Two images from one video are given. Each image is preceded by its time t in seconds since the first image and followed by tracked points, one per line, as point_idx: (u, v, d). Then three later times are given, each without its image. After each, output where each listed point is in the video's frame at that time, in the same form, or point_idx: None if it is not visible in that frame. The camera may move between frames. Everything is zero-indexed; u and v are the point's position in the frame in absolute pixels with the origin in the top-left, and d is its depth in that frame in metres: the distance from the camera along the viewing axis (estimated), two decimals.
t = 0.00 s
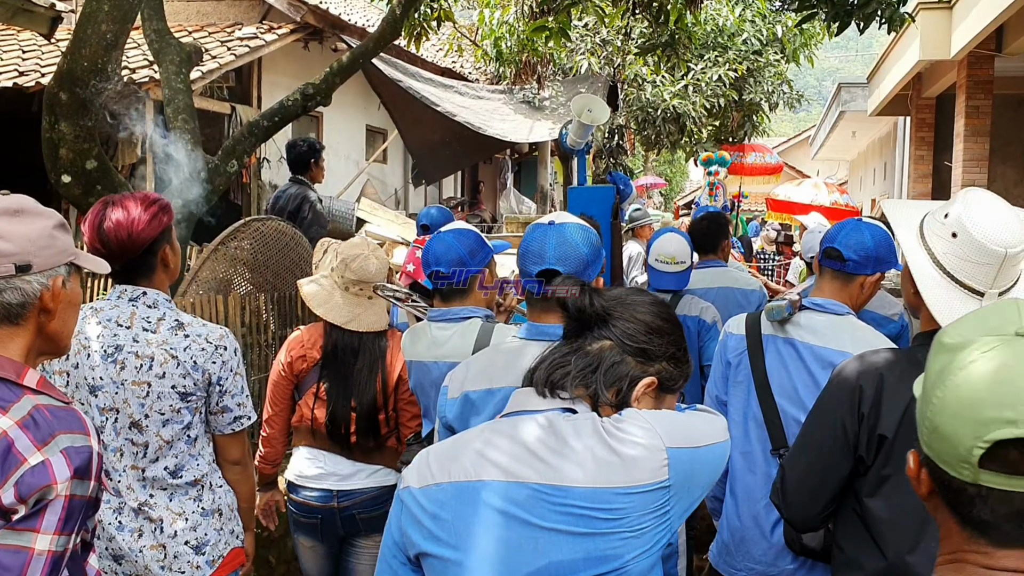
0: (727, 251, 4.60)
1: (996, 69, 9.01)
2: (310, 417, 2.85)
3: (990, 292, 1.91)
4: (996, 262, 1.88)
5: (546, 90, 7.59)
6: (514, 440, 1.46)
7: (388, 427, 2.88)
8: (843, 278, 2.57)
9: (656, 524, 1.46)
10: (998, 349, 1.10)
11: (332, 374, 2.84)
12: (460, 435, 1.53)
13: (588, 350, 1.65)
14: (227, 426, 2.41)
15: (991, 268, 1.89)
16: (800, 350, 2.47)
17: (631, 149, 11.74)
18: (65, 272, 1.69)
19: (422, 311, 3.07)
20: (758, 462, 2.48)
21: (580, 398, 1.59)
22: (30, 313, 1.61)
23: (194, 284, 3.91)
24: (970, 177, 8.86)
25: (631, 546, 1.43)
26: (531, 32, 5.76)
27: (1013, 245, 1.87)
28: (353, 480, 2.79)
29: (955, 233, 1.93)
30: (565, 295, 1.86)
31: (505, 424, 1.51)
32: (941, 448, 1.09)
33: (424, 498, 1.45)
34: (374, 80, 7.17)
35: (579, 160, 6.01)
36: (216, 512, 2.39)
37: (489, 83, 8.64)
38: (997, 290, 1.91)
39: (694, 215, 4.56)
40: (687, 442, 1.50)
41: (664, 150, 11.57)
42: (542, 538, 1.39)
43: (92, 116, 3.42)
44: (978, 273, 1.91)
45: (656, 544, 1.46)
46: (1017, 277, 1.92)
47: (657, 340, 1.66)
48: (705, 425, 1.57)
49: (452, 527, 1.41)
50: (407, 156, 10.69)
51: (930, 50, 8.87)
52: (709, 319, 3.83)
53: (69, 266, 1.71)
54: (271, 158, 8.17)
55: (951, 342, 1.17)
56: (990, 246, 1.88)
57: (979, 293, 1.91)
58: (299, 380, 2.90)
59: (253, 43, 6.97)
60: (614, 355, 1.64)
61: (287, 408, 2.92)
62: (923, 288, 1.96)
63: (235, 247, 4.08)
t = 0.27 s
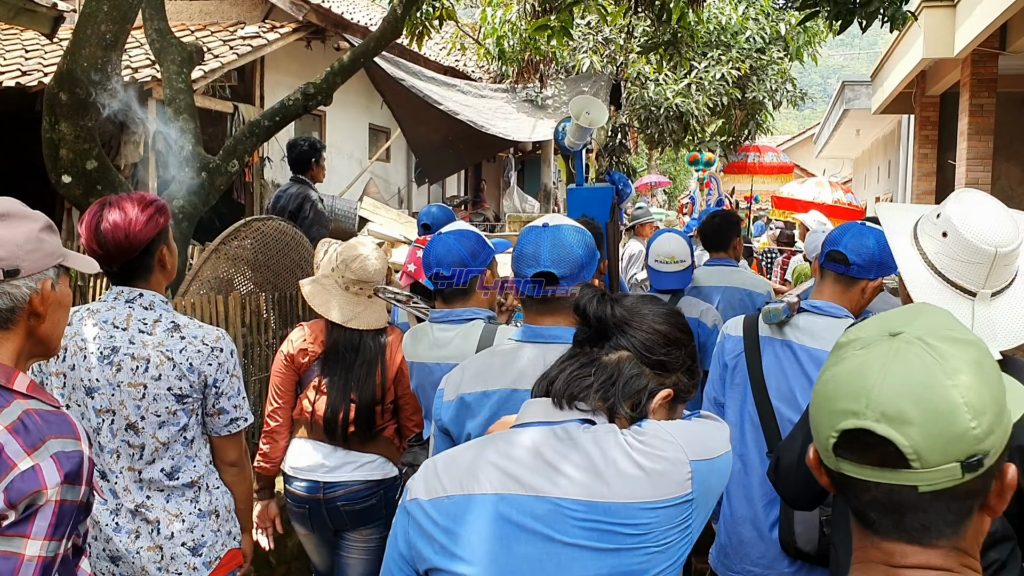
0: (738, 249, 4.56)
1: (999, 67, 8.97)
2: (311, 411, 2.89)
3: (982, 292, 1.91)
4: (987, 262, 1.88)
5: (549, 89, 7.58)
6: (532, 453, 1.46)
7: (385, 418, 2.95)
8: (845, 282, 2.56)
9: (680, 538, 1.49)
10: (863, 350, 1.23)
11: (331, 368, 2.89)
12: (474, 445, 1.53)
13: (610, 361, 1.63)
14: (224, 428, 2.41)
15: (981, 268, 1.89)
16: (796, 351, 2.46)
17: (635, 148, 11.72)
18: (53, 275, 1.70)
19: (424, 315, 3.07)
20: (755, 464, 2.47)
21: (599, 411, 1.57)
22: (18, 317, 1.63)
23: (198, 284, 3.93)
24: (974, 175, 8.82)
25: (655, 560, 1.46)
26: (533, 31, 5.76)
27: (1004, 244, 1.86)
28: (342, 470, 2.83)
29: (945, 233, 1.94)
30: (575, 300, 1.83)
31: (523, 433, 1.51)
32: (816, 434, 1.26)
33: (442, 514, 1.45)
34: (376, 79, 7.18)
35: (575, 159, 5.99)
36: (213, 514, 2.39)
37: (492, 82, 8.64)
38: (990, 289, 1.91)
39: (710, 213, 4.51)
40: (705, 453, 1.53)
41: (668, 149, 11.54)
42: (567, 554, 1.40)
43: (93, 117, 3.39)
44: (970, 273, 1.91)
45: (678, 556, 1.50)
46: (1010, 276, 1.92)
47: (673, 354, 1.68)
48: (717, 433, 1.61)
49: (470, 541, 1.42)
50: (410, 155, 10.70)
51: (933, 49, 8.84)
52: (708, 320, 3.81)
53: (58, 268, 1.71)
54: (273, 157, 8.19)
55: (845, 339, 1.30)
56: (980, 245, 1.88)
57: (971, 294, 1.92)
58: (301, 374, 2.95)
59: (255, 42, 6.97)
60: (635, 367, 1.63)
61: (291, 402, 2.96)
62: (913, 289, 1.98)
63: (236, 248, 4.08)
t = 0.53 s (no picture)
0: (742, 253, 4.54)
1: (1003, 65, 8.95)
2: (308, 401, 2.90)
3: (982, 293, 1.90)
4: (987, 262, 1.87)
5: (551, 87, 7.56)
6: (530, 454, 1.45)
7: (382, 406, 2.96)
8: (840, 283, 2.56)
9: (676, 540, 1.50)
10: (810, 352, 1.34)
11: (330, 359, 2.92)
12: (471, 444, 1.51)
13: (597, 361, 1.62)
14: (222, 428, 2.41)
15: (982, 269, 1.88)
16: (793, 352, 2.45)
17: (638, 147, 11.70)
18: (41, 276, 1.71)
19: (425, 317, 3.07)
20: (751, 467, 2.45)
21: (592, 411, 1.56)
22: (7, 320, 1.64)
23: (201, 282, 3.96)
24: (977, 174, 8.78)
25: (653, 562, 1.46)
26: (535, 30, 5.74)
27: (1005, 244, 1.85)
28: (336, 455, 2.84)
29: (945, 234, 1.94)
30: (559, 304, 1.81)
31: (521, 433, 1.50)
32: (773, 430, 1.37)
33: (440, 516, 1.44)
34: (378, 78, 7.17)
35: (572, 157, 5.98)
36: (211, 514, 2.39)
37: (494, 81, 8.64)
38: (990, 291, 1.90)
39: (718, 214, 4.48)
40: (700, 456, 1.55)
41: (671, 147, 11.53)
42: (566, 557, 1.39)
43: (94, 116, 3.36)
44: (970, 273, 1.90)
45: (673, 558, 1.50)
46: (1010, 277, 1.91)
47: (662, 346, 1.64)
48: (709, 436, 1.61)
49: (468, 543, 1.41)
50: (413, 154, 10.71)
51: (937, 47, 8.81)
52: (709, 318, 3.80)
53: (45, 269, 1.73)
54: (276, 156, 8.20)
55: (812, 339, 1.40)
56: (980, 245, 1.86)
57: (972, 294, 1.91)
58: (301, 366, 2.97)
59: (257, 41, 6.97)
60: (622, 365, 1.61)
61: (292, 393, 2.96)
62: (913, 288, 1.96)
63: (237, 247, 4.08)
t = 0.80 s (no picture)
0: (745, 251, 4.53)
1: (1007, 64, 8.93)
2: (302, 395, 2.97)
3: (987, 293, 1.89)
4: (991, 262, 1.87)
5: (554, 86, 7.55)
6: (491, 448, 1.46)
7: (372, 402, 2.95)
8: (838, 278, 2.58)
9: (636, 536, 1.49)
10: (801, 357, 1.34)
11: (320, 353, 2.97)
12: (436, 439, 1.52)
13: (552, 357, 1.62)
14: (223, 428, 2.41)
15: (986, 269, 1.88)
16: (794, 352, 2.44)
17: (641, 146, 11.70)
18: (32, 277, 1.76)
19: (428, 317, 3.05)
20: (751, 466, 2.45)
21: (553, 408, 1.57)
22: None
23: (201, 282, 3.96)
24: (980, 174, 8.76)
25: (611, 558, 1.46)
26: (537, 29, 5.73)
27: (1008, 243, 1.85)
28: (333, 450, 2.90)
29: (947, 235, 1.93)
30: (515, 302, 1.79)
31: (484, 429, 1.51)
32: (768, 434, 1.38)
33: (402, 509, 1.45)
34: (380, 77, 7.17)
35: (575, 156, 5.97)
36: (212, 514, 2.39)
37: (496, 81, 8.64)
38: (993, 290, 1.89)
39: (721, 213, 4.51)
40: (665, 455, 1.53)
41: (673, 146, 11.52)
42: (523, 551, 1.40)
43: (93, 117, 3.34)
44: (974, 274, 1.89)
45: (632, 556, 1.49)
46: (1011, 276, 1.91)
47: (618, 333, 1.62)
48: (678, 435, 1.60)
49: (427, 537, 1.41)
50: (416, 153, 10.72)
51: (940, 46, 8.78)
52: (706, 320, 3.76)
53: (37, 270, 1.78)
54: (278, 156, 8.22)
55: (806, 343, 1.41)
56: (984, 245, 1.86)
57: (976, 294, 1.90)
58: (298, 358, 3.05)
59: (259, 41, 6.97)
60: (576, 359, 1.60)
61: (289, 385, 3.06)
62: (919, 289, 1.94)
63: (239, 246, 4.08)
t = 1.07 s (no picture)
0: (740, 252, 4.54)
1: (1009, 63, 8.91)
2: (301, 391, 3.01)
3: (976, 283, 1.92)
4: (976, 250, 1.92)
5: (555, 87, 7.54)
6: (458, 443, 1.48)
7: (364, 401, 2.94)
8: (837, 283, 2.59)
9: (596, 531, 1.50)
10: (804, 371, 1.32)
11: (314, 350, 2.96)
12: (399, 434, 1.54)
13: (516, 355, 1.61)
14: (223, 430, 2.41)
15: (972, 258, 1.92)
16: (793, 356, 2.44)
17: (643, 147, 11.69)
18: (26, 281, 1.79)
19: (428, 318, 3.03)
20: (749, 470, 2.44)
21: (517, 404, 1.56)
22: None
23: (202, 281, 3.97)
24: (982, 174, 8.74)
25: (571, 552, 1.46)
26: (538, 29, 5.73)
27: (989, 231, 1.91)
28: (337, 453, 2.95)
29: (929, 229, 1.98)
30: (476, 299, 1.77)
31: (448, 423, 1.53)
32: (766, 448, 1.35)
33: (365, 501, 1.46)
34: (382, 77, 7.18)
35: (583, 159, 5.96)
36: (212, 516, 2.39)
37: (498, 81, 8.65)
38: (983, 281, 1.92)
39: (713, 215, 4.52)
40: (625, 450, 1.56)
41: (675, 146, 11.51)
42: (486, 543, 1.41)
43: (95, 118, 3.34)
44: (961, 264, 1.93)
45: (592, 550, 1.50)
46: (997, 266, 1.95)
47: (581, 329, 1.62)
48: (637, 432, 1.63)
49: (390, 528, 1.43)
50: (418, 153, 10.73)
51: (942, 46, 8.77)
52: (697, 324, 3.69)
53: (31, 274, 1.81)
54: (280, 156, 8.23)
55: (804, 358, 1.39)
56: (967, 234, 1.92)
57: (966, 285, 1.93)
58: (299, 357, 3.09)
59: (261, 41, 6.98)
60: (540, 356, 1.60)
61: (293, 383, 3.12)
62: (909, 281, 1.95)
63: (240, 246, 4.09)
